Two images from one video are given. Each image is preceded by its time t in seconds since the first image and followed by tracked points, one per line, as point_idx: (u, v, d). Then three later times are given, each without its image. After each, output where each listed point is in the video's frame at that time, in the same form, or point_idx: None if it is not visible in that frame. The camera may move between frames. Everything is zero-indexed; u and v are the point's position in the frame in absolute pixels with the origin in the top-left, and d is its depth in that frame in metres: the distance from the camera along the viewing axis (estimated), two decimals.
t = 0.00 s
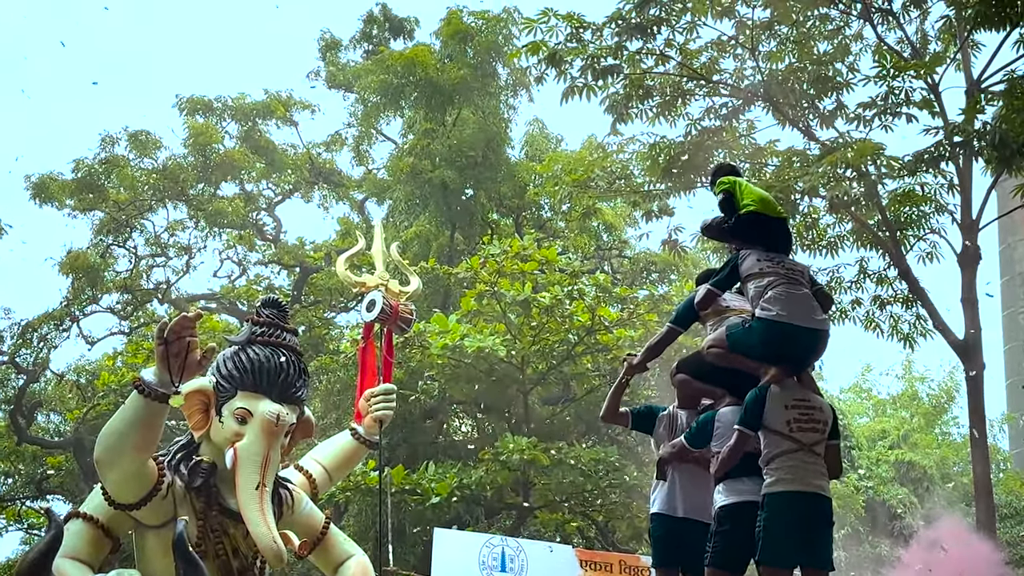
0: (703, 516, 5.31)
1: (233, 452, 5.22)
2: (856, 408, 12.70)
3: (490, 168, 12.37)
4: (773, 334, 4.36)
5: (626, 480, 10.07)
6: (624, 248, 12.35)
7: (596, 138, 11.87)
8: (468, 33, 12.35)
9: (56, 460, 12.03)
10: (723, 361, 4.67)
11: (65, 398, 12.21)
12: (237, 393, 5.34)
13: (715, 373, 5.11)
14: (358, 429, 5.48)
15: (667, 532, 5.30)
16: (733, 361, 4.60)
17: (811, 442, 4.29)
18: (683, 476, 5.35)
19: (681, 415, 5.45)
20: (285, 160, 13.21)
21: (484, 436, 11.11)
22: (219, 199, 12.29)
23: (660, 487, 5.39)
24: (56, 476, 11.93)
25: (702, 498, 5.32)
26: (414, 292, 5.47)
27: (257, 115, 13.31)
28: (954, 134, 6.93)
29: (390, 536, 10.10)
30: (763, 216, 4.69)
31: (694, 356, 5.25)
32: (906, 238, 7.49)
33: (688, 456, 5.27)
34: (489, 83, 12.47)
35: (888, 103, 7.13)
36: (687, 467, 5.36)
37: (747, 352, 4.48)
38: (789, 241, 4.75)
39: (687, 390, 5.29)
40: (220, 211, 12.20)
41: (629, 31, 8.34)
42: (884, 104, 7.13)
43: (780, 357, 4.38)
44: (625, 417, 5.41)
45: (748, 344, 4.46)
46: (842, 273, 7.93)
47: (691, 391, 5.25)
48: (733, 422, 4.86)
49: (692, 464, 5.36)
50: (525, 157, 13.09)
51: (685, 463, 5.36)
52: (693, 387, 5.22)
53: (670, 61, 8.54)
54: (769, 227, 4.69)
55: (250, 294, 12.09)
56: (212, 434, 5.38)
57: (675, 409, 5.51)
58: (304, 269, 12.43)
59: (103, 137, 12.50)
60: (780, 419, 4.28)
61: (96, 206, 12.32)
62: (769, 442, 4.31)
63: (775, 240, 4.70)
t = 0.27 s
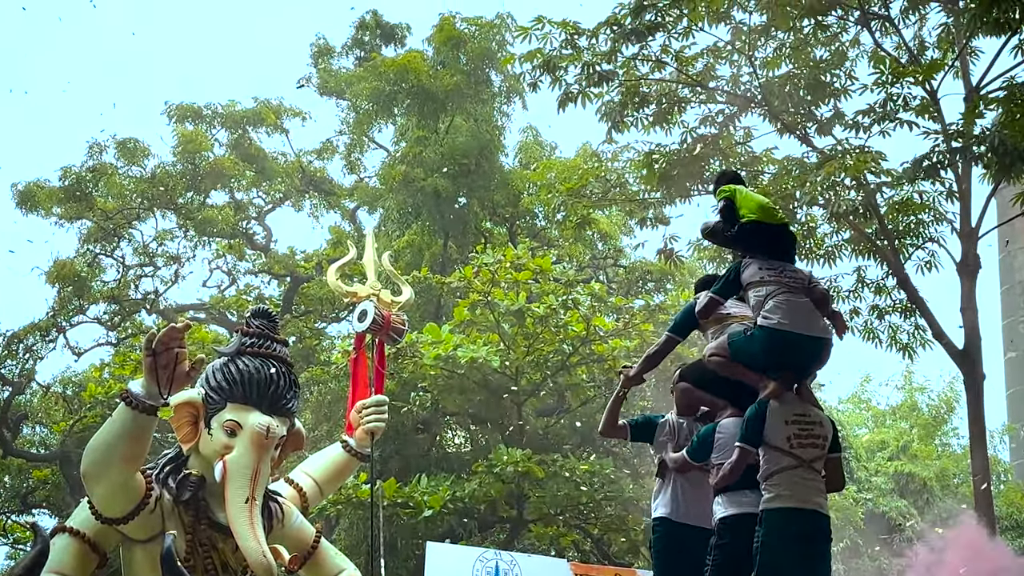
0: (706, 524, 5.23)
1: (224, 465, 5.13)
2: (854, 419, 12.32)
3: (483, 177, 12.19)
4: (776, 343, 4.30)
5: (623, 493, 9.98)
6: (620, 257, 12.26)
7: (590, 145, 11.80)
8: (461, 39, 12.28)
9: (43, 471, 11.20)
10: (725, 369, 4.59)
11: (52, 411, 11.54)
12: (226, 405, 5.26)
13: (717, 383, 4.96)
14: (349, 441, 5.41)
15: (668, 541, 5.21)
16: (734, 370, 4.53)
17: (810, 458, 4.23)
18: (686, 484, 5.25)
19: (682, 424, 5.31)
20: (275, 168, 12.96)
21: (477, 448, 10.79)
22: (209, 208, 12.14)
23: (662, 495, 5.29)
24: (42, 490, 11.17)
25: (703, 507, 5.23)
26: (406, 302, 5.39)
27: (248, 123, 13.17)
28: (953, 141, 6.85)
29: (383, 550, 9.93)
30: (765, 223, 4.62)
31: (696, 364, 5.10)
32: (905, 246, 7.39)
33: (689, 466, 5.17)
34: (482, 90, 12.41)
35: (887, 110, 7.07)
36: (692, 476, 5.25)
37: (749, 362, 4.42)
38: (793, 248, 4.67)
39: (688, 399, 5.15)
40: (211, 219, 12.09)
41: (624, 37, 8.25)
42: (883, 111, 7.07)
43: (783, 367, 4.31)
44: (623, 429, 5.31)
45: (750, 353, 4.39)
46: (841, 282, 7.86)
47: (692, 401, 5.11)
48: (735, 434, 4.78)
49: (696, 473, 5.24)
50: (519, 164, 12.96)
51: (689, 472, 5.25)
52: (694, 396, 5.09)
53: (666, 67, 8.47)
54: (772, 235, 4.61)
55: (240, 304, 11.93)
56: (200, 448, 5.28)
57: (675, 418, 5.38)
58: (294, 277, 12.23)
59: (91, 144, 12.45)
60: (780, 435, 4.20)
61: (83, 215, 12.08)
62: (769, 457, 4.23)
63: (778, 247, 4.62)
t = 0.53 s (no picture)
0: (704, 538, 5.15)
1: (213, 478, 5.04)
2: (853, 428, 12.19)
3: (477, 185, 12.15)
4: (772, 351, 4.23)
5: (619, 505, 9.87)
6: (615, 265, 12.17)
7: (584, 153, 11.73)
8: (454, 45, 12.26)
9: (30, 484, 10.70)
10: (721, 377, 4.47)
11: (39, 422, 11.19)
12: (217, 415, 5.18)
13: (717, 391, 4.92)
14: (341, 454, 5.32)
15: (665, 556, 5.14)
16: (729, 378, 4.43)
17: (809, 467, 4.18)
18: (682, 497, 5.17)
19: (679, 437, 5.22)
20: (264, 176, 12.89)
21: (472, 459, 10.56)
22: (200, 217, 12.05)
23: (659, 508, 5.21)
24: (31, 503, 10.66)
25: (699, 519, 5.17)
26: (398, 311, 5.32)
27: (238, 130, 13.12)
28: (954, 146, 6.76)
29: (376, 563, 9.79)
30: (768, 230, 4.49)
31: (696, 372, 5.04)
32: (903, 253, 7.33)
33: (687, 479, 5.09)
34: (475, 97, 12.34)
35: (886, 115, 7.00)
36: (688, 488, 5.17)
37: (745, 370, 4.34)
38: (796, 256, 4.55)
39: (687, 408, 5.08)
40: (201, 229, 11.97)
41: (619, 45, 8.20)
42: (882, 119, 7.01)
43: (779, 374, 4.25)
44: (622, 442, 5.25)
45: (745, 362, 4.32)
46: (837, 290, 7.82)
47: (693, 409, 5.04)
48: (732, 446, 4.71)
49: (692, 485, 5.16)
50: (513, 172, 12.87)
51: (685, 484, 5.17)
52: (695, 404, 5.01)
53: (662, 73, 8.42)
54: (777, 240, 4.49)
55: (230, 314, 11.80)
56: (189, 460, 5.20)
57: (671, 429, 5.28)
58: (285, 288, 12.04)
59: (79, 152, 12.35)
60: (777, 445, 4.14)
61: (70, 223, 11.97)
62: (767, 468, 4.17)
63: (784, 252, 4.50)
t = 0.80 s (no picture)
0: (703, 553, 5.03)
1: (202, 491, 4.91)
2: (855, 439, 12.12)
3: (471, 191, 12.02)
4: (784, 347, 4.17)
5: (617, 517, 9.65)
6: (612, 273, 12.05)
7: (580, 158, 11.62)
8: (448, 49, 12.18)
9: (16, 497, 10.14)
10: (727, 378, 4.46)
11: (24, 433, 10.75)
12: (206, 426, 5.06)
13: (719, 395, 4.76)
14: (334, 466, 5.21)
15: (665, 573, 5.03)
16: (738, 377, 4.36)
17: (812, 479, 4.15)
18: (681, 511, 5.05)
19: (676, 450, 5.17)
20: (254, 182, 12.79)
21: (467, 471, 10.40)
22: (188, 225, 11.95)
23: (655, 523, 5.11)
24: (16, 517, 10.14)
25: (699, 535, 5.04)
26: (392, 320, 5.23)
27: (226, 136, 12.94)
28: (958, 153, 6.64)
29: None
30: (772, 229, 4.45)
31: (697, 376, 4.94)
32: (907, 261, 7.16)
33: (686, 489, 5.00)
34: (470, 101, 12.27)
35: (887, 121, 6.91)
36: (687, 502, 5.05)
37: (754, 368, 4.28)
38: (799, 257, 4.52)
39: (689, 412, 5.00)
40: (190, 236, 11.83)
41: (616, 50, 8.04)
42: (883, 124, 6.90)
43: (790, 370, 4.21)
44: (619, 454, 5.15)
45: (756, 359, 4.26)
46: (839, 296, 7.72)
47: (694, 412, 4.96)
48: (733, 451, 4.60)
49: (691, 499, 5.05)
50: (508, 178, 12.77)
51: (684, 498, 5.06)
52: (696, 408, 4.93)
53: (659, 77, 8.31)
54: (779, 240, 4.47)
55: (220, 324, 11.67)
56: (178, 471, 5.08)
57: (669, 443, 5.22)
58: (276, 296, 12.11)
59: (65, 158, 12.19)
60: (785, 452, 4.10)
61: (57, 231, 11.70)
62: (769, 474, 4.13)
63: (786, 252, 4.48)
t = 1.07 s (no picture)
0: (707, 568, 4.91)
1: (191, 504, 4.79)
2: (862, 450, 12.18)
3: (467, 196, 11.89)
4: (801, 332, 4.21)
5: (617, 530, 9.52)
6: (612, 279, 11.96)
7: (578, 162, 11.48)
8: (443, 51, 12.10)
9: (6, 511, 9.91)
10: (742, 383, 4.29)
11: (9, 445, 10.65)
12: (195, 438, 4.93)
13: (722, 411, 4.62)
14: (326, 478, 5.08)
15: None
16: (751, 372, 4.27)
17: (828, 496, 4.12)
18: (683, 528, 4.93)
19: (674, 465, 5.02)
20: (243, 188, 12.69)
21: (462, 483, 10.42)
22: (177, 232, 11.78)
23: (659, 541, 4.99)
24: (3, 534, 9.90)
25: (701, 549, 4.91)
26: (385, 329, 5.10)
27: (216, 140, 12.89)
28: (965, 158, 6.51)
29: None
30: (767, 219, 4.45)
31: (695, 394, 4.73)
32: (913, 264, 7.11)
33: (688, 502, 4.86)
34: (466, 105, 12.10)
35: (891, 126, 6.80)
36: (687, 517, 4.93)
37: (771, 361, 4.25)
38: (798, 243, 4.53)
39: (686, 431, 4.78)
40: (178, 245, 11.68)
41: (614, 52, 7.89)
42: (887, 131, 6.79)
43: (802, 354, 4.26)
44: (617, 472, 5.04)
45: (772, 351, 4.24)
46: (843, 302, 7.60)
47: (692, 432, 4.75)
48: (735, 469, 4.52)
49: (691, 513, 4.93)
50: (506, 182, 12.65)
51: (684, 513, 4.93)
52: (695, 428, 4.72)
53: (659, 80, 8.19)
54: (778, 229, 4.46)
55: (209, 332, 11.57)
56: (168, 485, 4.94)
57: (668, 458, 5.08)
58: (267, 304, 11.98)
59: (50, 164, 12.10)
60: (803, 466, 4.05)
61: (43, 237, 11.70)
62: (786, 487, 4.09)
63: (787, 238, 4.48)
